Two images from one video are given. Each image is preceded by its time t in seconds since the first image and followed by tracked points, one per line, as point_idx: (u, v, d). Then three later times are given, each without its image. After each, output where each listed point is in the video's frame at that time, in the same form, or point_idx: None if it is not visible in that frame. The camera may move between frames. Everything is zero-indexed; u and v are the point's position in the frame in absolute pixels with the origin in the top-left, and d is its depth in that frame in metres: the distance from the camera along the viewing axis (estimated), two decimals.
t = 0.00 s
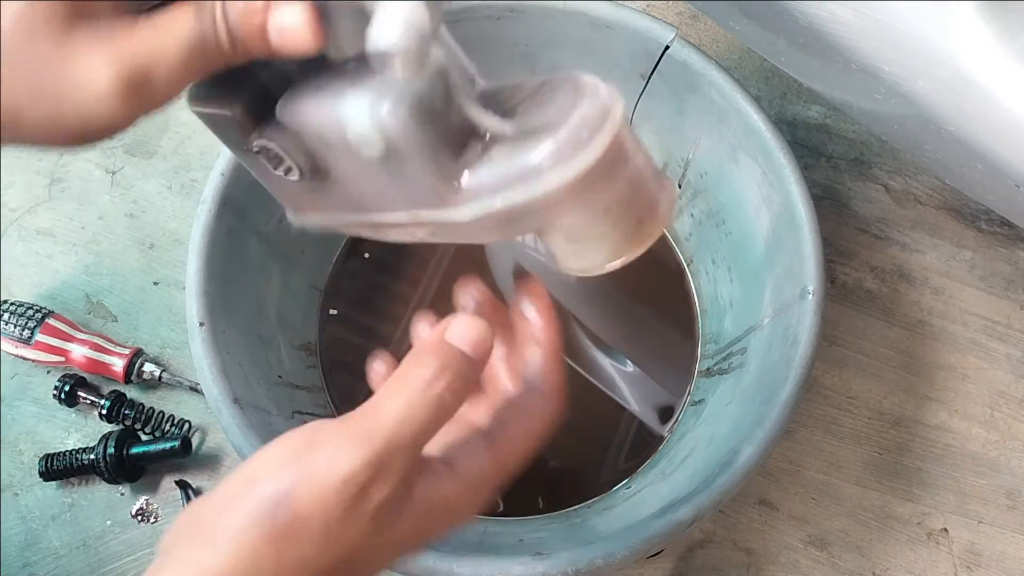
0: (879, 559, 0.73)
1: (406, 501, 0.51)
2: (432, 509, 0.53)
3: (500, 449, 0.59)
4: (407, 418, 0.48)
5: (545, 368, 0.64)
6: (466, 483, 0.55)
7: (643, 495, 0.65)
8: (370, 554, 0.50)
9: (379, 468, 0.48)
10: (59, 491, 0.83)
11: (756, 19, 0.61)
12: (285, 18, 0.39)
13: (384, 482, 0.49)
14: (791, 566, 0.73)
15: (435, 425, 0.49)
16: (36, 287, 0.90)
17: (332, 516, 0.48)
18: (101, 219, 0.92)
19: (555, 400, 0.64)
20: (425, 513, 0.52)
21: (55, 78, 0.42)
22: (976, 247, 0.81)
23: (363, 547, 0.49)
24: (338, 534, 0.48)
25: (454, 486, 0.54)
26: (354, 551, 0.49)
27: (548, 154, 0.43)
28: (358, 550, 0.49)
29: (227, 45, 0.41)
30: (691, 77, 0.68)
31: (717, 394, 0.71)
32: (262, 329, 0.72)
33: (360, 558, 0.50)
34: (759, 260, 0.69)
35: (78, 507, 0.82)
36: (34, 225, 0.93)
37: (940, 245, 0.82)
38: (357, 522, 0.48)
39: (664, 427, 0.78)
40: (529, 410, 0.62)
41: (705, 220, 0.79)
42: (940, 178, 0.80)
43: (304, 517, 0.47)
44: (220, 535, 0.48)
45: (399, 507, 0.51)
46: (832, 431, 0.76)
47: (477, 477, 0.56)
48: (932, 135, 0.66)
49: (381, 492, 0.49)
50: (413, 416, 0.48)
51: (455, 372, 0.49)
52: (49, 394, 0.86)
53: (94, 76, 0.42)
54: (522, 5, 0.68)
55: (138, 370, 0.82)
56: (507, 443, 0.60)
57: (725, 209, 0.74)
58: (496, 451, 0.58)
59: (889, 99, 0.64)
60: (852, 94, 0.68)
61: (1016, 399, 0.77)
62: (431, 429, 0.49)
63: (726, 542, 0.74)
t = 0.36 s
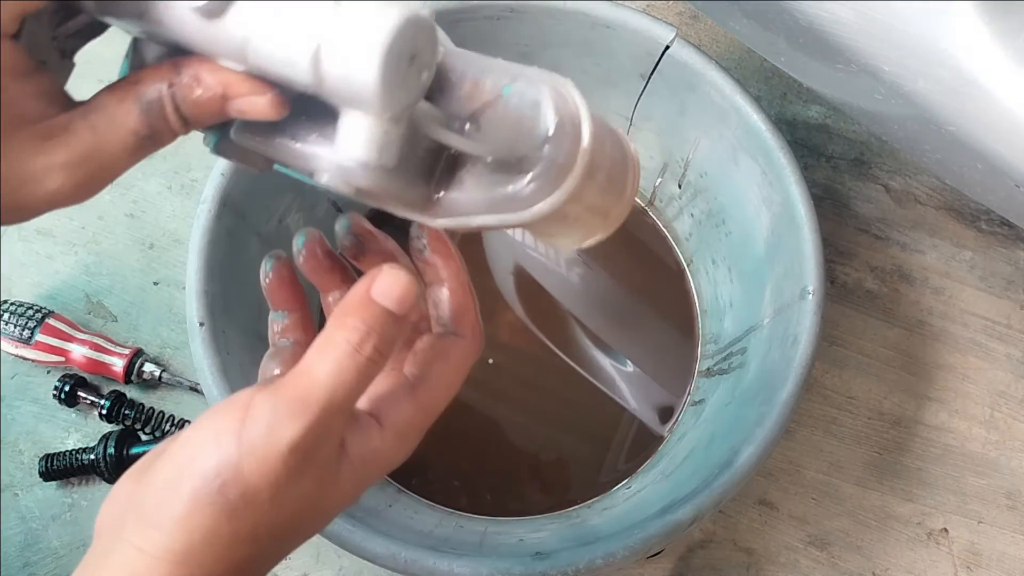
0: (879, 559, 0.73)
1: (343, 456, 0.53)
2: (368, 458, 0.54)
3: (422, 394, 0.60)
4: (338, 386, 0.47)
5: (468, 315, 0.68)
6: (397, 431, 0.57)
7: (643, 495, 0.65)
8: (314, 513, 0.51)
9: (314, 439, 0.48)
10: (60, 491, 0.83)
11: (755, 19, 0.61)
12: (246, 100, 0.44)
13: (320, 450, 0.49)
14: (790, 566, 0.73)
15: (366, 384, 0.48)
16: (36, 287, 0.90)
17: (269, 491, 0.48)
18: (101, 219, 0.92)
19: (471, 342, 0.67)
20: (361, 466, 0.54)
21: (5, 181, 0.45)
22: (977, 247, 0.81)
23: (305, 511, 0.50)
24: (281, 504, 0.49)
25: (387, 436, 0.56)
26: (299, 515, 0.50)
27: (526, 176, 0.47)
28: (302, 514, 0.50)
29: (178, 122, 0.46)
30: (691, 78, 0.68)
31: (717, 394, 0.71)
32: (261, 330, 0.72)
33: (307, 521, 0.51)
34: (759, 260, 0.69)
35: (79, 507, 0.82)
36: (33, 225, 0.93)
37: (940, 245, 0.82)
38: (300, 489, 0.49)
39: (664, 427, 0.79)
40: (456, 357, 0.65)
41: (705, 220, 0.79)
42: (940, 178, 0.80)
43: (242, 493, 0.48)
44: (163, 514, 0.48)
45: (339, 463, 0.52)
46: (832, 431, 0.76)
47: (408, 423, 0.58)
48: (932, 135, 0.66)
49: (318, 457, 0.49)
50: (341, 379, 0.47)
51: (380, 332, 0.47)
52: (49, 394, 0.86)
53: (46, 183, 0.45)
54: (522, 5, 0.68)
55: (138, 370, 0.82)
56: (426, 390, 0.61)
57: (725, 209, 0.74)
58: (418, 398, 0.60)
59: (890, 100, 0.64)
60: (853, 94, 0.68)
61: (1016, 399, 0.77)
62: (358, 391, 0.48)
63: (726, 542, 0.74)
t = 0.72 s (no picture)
0: (879, 559, 0.73)
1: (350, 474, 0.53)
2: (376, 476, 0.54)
3: (434, 417, 0.58)
4: (334, 384, 0.49)
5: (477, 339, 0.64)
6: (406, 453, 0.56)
7: (643, 495, 0.65)
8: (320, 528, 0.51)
9: (314, 443, 0.49)
10: (59, 491, 0.83)
11: (756, 19, 0.61)
12: (244, 29, 0.45)
13: (321, 460, 0.50)
14: (791, 566, 0.73)
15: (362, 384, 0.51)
16: (36, 287, 0.90)
17: (273, 502, 0.48)
18: (101, 219, 0.92)
19: (484, 356, 0.62)
20: (369, 485, 0.54)
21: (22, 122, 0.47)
22: (976, 247, 0.81)
23: (310, 526, 0.51)
24: (286, 518, 0.49)
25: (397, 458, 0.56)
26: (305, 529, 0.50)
27: (520, 126, 0.53)
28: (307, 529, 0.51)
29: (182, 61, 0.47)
30: (691, 77, 0.68)
31: (717, 394, 0.71)
32: (261, 329, 0.72)
33: (312, 537, 0.51)
34: (758, 261, 0.69)
35: (78, 507, 0.82)
36: (34, 225, 0.93)
37: (940, 245, 0.82)
38: (304, 501, 0.50)
39: (664, 427, 0.79)
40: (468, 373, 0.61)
41: (705, 220, 0.79)
42: (940, 178, 0.80)
43: (246, 503, 0.48)
44: (165, 526, 0.48)
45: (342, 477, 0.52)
46: (832, 431, 0.76)
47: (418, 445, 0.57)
48: (932, 135, 0.66)
49: (320, 467, 0.50)
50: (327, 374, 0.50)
51: (369, 327, 0.52)
52: (49, 394, 0.86)
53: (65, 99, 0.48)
54: (522, 5, 0.68)
55: (138, 369, 0.82)
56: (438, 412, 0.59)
57: (725, 209, 0.74)
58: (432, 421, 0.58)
59: (889, 100, 0.64)
60: (852, 95, 0.68)
61: (1016, 399, 0.77)
62: (352, 392, 0.51)
63: (726, 542, 0.74)
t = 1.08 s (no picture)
0: (879, 559, 0.73)
1: (362, 481, 0.46)
2: (392, 495, 0.46)
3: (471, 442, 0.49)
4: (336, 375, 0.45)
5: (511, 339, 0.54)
6: (437, 475, 0.47)
7: (643, 495, 0.65)
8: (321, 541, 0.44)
9: (312, 432, 0.44)
10: (59, 491, 0.83)
11: (756, 19, 0.61)
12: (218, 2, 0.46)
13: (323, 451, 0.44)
14: (790, 566, 0.73)
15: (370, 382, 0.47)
16: (36, 287, 0.90)
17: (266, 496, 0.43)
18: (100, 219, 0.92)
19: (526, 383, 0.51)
20: (381, 500, 0.46)
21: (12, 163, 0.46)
22: (977, 247, 0.81)
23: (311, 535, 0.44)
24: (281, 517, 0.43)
25: (423, 477, 0.47)
26: (304, 534, 0.44)
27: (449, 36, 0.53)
28: (306, 533, 0.44)
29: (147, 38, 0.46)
30: (691, 77, 0.68)
31: (717, 394, 0.71)
32: (262, 329, 0.72)
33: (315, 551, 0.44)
34: (759, 261, 0.69)
35: (78, 507, 0.82)
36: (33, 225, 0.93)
37: (940, 245, 0.82)
38: (300, 498, 0.44)
39: (664, 427, 0.79)
40: (503, 395, 0.50)
41: (705, 220, 0.79)
42: (940, 178, 0.80)
43: (241, 495, 0.43)
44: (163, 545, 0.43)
45: (351, 484, 0.45)
46: (832, 431, 0.76)
47: (449, 468, 0.48)
48: (932, 135, 0.66)
49: (324, 461, 0.45)
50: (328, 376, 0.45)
51: (381, 332, 0.47)
52: (49, 394, 0.86)
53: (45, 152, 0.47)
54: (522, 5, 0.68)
55: (138, 369, 0.82)
56: (476, 435, 0.49)
57: (725, 209, 0.74)
58: (466, 441, 0.49)
59: (889, 100, 0.64)
60: (851, 95, 0.68)
61: (1016, 399, 0.77)
62: (358, 397, 0.46)
63: (726, 542, 0.74)
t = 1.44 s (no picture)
0: (879, 559, 0.73)
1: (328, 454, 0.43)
2: (358, 473, 0.43)
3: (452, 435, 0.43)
4: (326, 351, 0.47)
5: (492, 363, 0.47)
6: (413, 459, 0.43)
7: (643, 495, 0.65)
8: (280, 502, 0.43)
9: (286, 390, 0.45)
10: (60, 491, 0.83)
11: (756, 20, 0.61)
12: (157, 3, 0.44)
13: (294, 407, 0.45)
14: (790, 566, 0.73)
15: (361, 378, 0.47)
16: (36, 286, 0.90)
17: (233, 443, 0.44)
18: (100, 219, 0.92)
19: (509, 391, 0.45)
20: (345, 476, 0.43)
21: None
22: (976, 247, 0.81)
23: (270, 492, 0.43)
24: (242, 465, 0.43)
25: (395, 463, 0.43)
26: (264, 488, 0.43)
27: None
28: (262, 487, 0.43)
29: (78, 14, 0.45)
30: (691, 77, 0.68)
31: (717, 394, 0.71)
32: (262, 329, 0.72)
33: (272, 511, 0.42)
34: (759, 261, 0.69)
35: (78, 507, 0.82)
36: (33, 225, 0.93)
37: (940, 245, 0.82)
38: (263, 451, 0.43)
39: (663, 426, 0.79)
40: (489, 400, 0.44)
41: (705, 220, 0.79)
42: (940, 178, 0.80)
43: (213, 446, 0.45)
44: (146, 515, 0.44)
45: (314, 448, 0.44)
46: (832, 431, 0.76)
47: (424, 455, 0.43)
48: (932, 135, 0.66)
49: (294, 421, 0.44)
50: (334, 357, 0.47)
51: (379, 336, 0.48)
52: (49, 394, 0.86)
53: None
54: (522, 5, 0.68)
55: (138, 369, 0.82)
56: (458, 427, 0.43)
57: (725, 209, 0.74)
58: (447, 435, 0.43)
59: (889, 100, 0.64)
60: (851, 95, 0.68)
61: (1016, 399, 0.77)
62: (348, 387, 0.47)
63: (726, 542, 0.74)
